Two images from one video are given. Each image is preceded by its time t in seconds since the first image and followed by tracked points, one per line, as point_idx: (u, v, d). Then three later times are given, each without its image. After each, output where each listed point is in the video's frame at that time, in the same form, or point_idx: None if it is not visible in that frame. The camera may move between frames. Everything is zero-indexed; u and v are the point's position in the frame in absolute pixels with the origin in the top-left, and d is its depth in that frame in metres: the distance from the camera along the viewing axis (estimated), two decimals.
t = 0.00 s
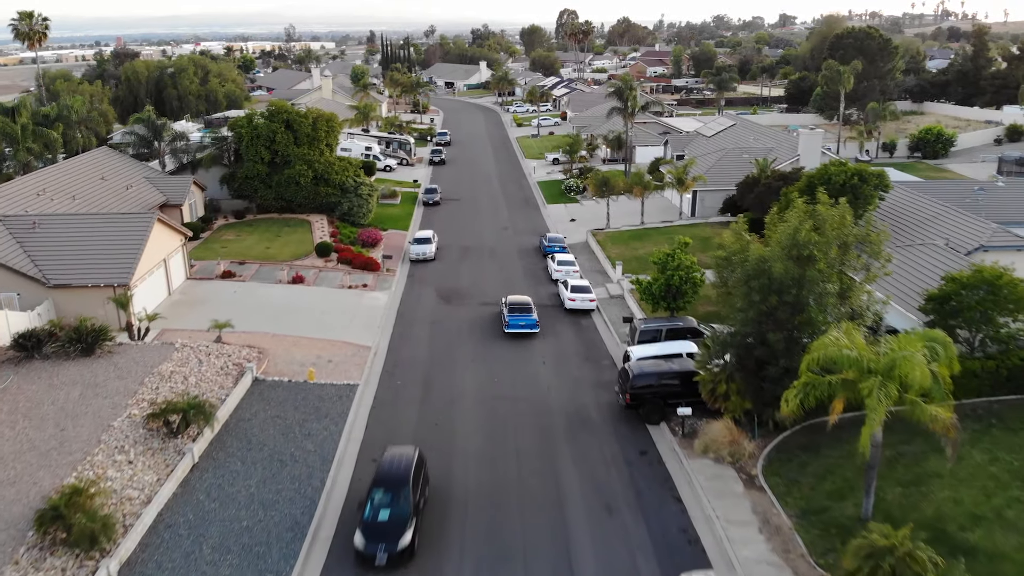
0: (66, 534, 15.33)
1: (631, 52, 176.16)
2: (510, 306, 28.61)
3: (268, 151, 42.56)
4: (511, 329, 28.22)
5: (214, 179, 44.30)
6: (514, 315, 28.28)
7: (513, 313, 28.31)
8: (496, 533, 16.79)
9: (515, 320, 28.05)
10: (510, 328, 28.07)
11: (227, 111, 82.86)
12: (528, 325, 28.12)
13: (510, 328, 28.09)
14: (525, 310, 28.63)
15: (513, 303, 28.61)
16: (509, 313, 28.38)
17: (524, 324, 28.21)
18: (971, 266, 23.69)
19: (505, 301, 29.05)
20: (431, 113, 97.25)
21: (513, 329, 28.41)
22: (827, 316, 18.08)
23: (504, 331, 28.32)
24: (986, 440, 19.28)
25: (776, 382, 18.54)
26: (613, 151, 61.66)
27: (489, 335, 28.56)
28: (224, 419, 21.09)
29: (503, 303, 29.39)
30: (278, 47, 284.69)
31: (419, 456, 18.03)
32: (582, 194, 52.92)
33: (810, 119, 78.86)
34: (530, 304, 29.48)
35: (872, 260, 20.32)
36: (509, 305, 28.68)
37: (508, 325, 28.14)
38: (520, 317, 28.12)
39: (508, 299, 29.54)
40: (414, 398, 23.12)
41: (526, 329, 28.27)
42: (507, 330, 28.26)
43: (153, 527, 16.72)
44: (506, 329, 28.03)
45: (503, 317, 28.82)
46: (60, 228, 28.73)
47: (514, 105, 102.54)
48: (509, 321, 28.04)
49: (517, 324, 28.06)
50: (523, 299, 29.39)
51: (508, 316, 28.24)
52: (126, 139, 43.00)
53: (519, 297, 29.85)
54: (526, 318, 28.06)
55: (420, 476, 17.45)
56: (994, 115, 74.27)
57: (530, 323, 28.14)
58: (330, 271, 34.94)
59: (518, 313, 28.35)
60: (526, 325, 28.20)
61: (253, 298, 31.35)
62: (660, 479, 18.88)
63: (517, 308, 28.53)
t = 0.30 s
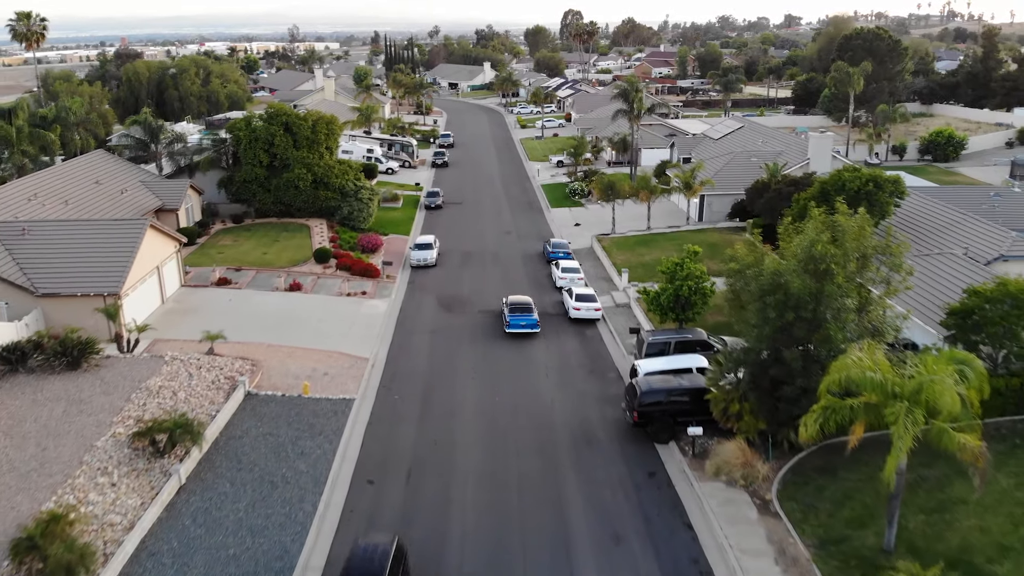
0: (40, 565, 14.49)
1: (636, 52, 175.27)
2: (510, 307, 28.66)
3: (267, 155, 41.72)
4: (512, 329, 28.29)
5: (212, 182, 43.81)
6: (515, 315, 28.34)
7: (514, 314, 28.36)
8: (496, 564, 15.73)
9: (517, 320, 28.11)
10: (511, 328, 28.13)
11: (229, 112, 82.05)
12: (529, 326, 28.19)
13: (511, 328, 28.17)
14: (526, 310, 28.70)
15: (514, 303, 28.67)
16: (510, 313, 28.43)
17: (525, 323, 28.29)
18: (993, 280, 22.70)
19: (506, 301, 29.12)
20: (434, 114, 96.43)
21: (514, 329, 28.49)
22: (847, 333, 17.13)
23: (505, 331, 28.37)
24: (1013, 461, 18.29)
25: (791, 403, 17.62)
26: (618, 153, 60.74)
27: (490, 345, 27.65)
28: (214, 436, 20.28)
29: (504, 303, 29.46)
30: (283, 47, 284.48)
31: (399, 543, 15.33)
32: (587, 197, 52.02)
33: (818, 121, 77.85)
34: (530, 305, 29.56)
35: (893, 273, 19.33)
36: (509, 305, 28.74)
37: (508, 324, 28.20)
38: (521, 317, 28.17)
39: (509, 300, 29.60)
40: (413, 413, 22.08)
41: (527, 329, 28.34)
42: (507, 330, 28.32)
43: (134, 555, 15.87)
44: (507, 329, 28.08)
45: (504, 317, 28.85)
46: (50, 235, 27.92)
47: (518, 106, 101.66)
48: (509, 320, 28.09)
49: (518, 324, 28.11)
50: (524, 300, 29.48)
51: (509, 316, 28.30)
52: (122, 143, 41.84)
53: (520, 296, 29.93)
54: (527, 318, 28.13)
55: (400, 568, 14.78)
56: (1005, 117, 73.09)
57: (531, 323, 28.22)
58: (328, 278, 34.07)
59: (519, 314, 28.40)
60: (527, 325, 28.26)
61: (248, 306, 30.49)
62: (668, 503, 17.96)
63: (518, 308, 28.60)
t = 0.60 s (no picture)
0: None
1: (637, 53, 174.22)
2: (507, 306, 29.00)
3: (261, 157, 40.80)
4: (509, 328, 28.71)
5: (204, 186, 42.68)
6: (512, 314, 28.61)
7: (511, 313, 28.73)
8: None
9: (514, 319, 28.50)
10: (508, 327, 28.53)
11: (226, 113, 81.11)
12: (526, 325, 28.60)
13: (508, 327, 28.56)
14: (523, 309, 29.06)
15: (511, 302, 29.00)
16: (507, 312, 28.82)
17: (522, 323, 28.60)
18: (1014, 292, 21.70)
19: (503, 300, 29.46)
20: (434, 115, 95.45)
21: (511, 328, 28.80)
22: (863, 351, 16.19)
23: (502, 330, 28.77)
24: None
25: (804, 426, 16.71)
26: (620, 155, 59.80)
27: (488, 355, 26.71)
28: (198, 456, 19.35)
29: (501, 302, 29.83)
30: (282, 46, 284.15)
31: None
32: (588, 200, 51.11)
33: (822, 123, 76.90)
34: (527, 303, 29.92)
35: (910, 287, 18.38)
36: (506, 304, 29.09)
37: (506, 324, 28.61)
38: (518, 316, 28.56)
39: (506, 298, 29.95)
40: (407, 430, 21.14)
41: (524, 328, 28.77)
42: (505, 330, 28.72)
43: None
44: (504, 328, 28.50)
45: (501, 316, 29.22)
46: (33, 242, 27.00)
47: (518, 106, 100.69)
48: (507, 320, 28.38)
49: (514, 323, 28.51)
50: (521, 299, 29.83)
51: (506, 315, 28.70)
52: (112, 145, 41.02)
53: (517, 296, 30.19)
54: (524, 317, 28.52)
55: None
56: (1011, 118, 72.09)
57: (528, 322, 28.62)
58: (322, 285, 33.12)
59: (516, 313, 28.77)
60: (524, 324, 28.58)
61: (239, 314, 29.52)
62: (675, 529, 17.02)
63: (515, 307, 28.93)
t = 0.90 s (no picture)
0: None
1: (637, 53, 173.35)
2: (504, 308, 28.94)
3: (253, 162, 39.77)
4: (506, 330, 28.51)
5: (195, 192, 41.74)
6: (509, 317, 28.51)
7: (507, 315, 28.64)
8: None
9: (510, 321, 28.32)
10: (505, 329, 28.34)
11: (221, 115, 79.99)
12: (523, 327, 28.42)
13: (504, 329, 28.38)
14: (519, 312, 28.96)
15: (507, 305, 28.96)
16: (503, 314, 28.70)
17: (518, 325, 28.51)
18: None
19: (500, 303, 29.42)
20: (432, 116, 94.37)
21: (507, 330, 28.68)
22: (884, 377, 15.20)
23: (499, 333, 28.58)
24: None
25: (820, 454, 15.76)
26: (621, 158, 58.80)
27: (485, 368, 25.69)
28: (180, 483, 18.30)
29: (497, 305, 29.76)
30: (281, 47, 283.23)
31: None
32: (588, 205, 50.12)
33: (825, 125, 76.00)
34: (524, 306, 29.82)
35: (931, 304, 17.32)
36: (503, 306, 29.02)
37: (502, 326, 28.43)
38: (514, 318, 28.42)
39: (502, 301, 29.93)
40: (399, 452, 20.13)
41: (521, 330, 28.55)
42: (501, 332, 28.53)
43: None
44: (501, 330, 28.31)
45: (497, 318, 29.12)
46: (13, 252, 25.92)
47: (517, 107, 99.64)
48: (503, 322, 28.25)
49: (511, 325, 28.31)
50: (518, 302, 29.76)
51: (502, 317, 28.55)
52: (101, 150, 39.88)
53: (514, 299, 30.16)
54: (520, 319, 28.36)
55: None
56: (1018, 120, 71.19)
57: (525, 324, 28.45)
58: (315, 294, 32.09)
59: (512, 315, 28.66)
60: (521, 327, 28.48)
61: (228, 326, 28.50)
62: (684, 563, 16.00)
63: (511, 309, 28.87)
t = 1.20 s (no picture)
0: None
1: (638, 54, 172.16)
2: (501, 310, 29.14)
3: (244, 166, 38.65)
4: (502, 332, 28.78)
5: (184, 198, 40.79)
6: (505, 318, 28.76)
7: (503, 316, 28.86)
8: None
9: (506, 323, 28.56)
10: (500, 331, 28.64)
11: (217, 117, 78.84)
12: (519, 329, 28.63)
13: (500, 331, 28.66)
14: (515, 313, 29.13)
15: (504, 306, 29.16)
16: (500, 316, 28.94)
17: (514, 326, 28.77)
18: None
19: (496, 304, 29.59)
20: (432, 118, 93.21)
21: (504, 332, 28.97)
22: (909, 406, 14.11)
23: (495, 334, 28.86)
24: None
25: (839, 488, 14.65)
26: (622, 161, 57.74)
27: (482, 385, 24.60)
28: (156, 514, 17.21)
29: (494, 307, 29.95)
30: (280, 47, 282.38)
31: None
32: (589, 209, 49.07)
33: (829, 128, 74.92)
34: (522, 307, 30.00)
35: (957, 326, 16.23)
36: (500, 308, 29.23)
37: (498, 328, 28.71)
38: (510, 320, 28.64)
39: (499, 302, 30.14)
40: (390, 479, 19.04)
41: (517, 332, 28.78)
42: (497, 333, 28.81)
43: None
44: (497, 332, 28.61)
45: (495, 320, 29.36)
46: None
47: (517, 109, 98.49)
48: (500, 324, 28.50)
49: (507, 327, 28.58)
50: (515, 303, 29.92)
51: (499, 319, 28.81)
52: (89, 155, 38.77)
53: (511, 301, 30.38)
54: (516, 321, 28.57)
55: None
56: None
57: (521, 326, 28.64)
58: (307, 305, 31.00)
59: (509, 316, 28.86)
60: (517, 328, 28.71)
61: (216, 338, 27.40)
62: None
63: (508, 311, 29.05)
